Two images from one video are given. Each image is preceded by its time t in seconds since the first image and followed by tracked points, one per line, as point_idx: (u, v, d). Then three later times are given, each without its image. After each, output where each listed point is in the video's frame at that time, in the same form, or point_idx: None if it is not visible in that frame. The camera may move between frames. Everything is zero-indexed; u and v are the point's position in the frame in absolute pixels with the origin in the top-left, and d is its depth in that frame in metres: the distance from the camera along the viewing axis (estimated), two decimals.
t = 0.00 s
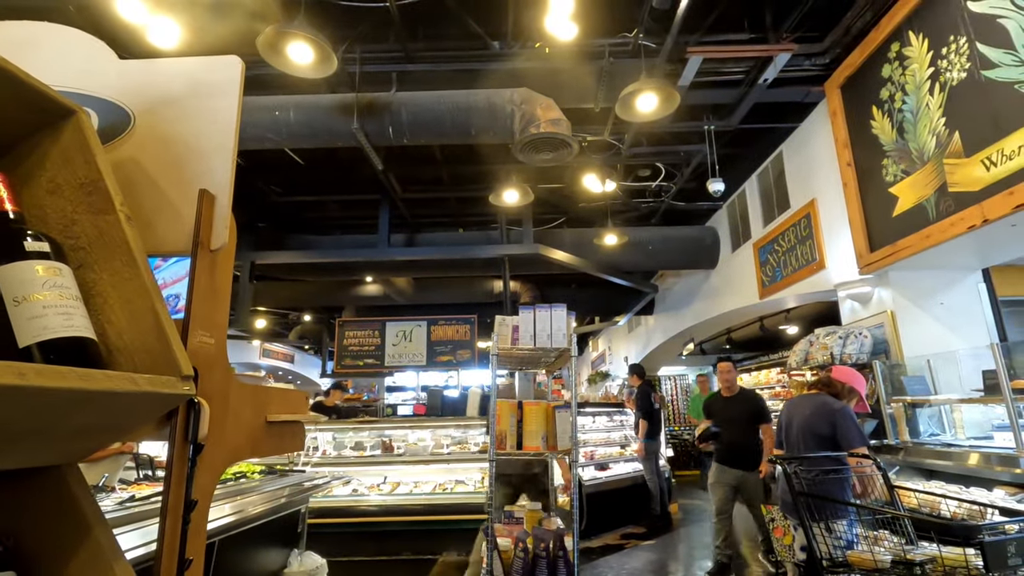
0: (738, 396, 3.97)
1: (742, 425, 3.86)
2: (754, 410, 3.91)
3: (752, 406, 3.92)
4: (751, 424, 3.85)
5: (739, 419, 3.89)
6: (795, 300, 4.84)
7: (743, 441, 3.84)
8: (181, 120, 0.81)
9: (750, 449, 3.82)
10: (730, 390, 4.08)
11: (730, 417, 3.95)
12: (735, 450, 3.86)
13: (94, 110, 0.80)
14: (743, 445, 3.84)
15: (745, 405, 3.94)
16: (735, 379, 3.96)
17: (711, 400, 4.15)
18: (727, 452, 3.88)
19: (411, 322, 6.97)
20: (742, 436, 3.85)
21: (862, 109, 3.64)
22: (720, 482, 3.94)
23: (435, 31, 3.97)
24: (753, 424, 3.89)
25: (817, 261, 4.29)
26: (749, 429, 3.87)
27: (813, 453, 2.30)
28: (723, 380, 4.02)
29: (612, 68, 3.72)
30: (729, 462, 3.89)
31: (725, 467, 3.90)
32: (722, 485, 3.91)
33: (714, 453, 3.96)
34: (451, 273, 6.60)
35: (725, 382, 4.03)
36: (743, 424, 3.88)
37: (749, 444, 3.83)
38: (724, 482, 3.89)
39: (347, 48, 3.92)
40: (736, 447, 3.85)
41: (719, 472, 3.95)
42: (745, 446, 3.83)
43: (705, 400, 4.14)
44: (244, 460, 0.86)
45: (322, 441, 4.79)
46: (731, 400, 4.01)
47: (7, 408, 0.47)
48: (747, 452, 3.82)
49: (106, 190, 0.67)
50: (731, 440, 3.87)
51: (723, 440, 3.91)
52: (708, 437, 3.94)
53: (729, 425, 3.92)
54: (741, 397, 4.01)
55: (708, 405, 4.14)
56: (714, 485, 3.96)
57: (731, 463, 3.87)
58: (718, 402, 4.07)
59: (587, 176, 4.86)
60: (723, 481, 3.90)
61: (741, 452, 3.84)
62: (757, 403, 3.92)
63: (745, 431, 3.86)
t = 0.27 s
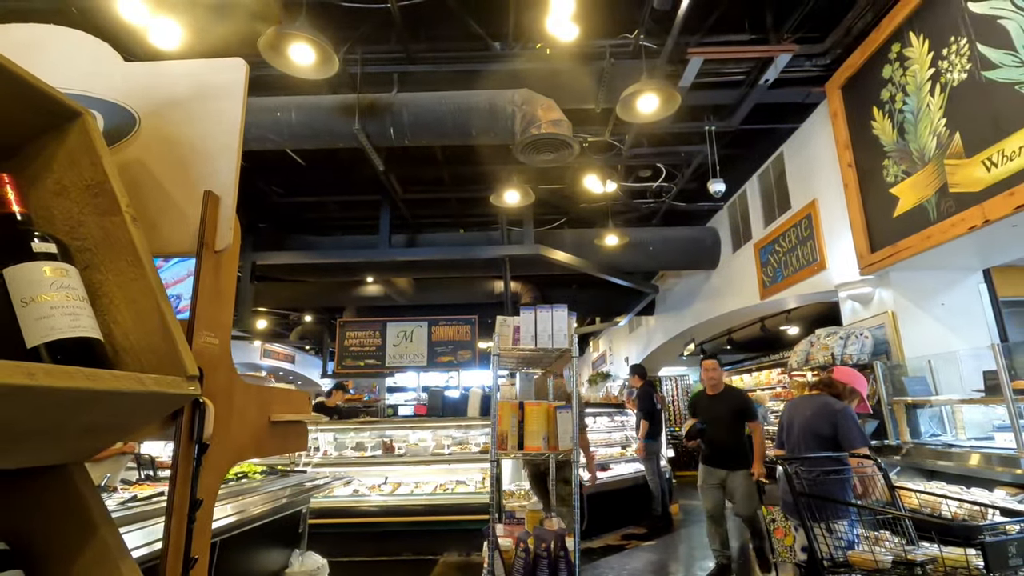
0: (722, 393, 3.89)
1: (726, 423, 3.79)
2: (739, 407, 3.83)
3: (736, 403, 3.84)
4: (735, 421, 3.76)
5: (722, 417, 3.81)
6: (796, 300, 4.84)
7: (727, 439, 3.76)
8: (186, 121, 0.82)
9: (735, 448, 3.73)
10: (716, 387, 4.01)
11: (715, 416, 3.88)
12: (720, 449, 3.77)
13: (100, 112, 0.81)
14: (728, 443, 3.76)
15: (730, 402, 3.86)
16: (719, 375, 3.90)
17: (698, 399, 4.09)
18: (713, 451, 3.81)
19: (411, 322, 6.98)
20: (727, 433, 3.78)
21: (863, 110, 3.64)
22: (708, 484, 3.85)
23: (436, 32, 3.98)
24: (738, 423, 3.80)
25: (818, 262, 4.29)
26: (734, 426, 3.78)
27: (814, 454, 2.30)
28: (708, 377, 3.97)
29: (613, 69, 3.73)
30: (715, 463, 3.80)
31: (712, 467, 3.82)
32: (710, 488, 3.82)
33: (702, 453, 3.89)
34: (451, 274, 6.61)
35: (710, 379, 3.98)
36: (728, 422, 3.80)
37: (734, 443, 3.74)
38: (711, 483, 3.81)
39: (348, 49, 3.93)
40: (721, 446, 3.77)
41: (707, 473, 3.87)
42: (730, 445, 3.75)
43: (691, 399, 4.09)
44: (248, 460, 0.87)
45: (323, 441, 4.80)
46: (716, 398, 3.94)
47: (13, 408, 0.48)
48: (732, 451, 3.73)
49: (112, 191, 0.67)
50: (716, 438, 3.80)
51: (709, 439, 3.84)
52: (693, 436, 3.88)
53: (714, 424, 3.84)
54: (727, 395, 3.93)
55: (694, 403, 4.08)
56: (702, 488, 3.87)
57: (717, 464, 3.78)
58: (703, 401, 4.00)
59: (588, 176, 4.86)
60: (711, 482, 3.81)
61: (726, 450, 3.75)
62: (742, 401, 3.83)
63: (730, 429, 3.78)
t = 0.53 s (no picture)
0: (714, 393, 3.72)
1: (718, 424, 3.61)
2: (732, 408, 3.65)
3: (729, 403, 3.67)
4: (728, 422, 3.59)
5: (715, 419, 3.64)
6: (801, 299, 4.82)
7: (720, 441, 3.59)
8: (194, 123, 0.83)
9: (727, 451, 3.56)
10: (708, 387, 3.83)
11: (707, 416, 3.71)
12: (712, 452, 3.60)
13: (110, 114, 0.81)
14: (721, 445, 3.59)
15: (722, 402, 3.68)
16: (711, 374, 3.72)
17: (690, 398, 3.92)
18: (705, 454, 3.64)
19: (416, 322, 6.99)
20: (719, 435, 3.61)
21: (868, 108, 3.62)
22: (703, 488, 3.69)
23: (440, 33, 3.99)
24: (731, 424, 3.63)
25: (823, 261, 4.28)
26: (727, 427, 3.61)
27: (820, 454, 2.29)
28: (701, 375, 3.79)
29: (616, 68, 3.72)
30: (708, 466, 3.63)
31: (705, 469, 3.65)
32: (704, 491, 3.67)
33: (695, 456, 3.73)
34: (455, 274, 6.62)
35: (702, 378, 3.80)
36: (721, 423, 3.63)
37: (727, 445, 3.57)
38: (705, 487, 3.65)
39: (352, 50, 3.94)
40: (714, 448, 3.60)
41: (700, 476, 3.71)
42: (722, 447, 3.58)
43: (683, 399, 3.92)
44: (256, 458, 0.88)
45: (327, 441, 4.81)
46: (708, 398, 3.76)
47: (25, 406, 0.48)
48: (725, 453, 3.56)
49: (121, 192, 0.68)
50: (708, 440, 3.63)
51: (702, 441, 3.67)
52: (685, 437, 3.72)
53: (706, 425, 3.67)
54: (719, 394, 3.75)
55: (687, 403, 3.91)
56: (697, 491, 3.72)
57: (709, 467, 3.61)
58: (695, 401, 3.83)
59: (592, 176, 4.86)
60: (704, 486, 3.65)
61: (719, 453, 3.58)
62: (735, 401, 3.65)
63: (723, 430, 3.61)
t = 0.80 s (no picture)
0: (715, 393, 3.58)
1: (720, 426, 3.48)
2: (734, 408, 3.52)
3: (731, 404, 3.54)
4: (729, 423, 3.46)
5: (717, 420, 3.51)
6: (809, 298, 4.80)
7: (721, 443, 3.47)
8: (205, 125, 0.83)
9: (729, 453, 3.44)
10: (707, 387, 3.69)
11: (706, 417, 3.57)
12: (713, 454, 3.48)
13: (122, 118, 0.82)
14: (722, 447, 3.46)
15: (724, 403, 3.55)
16: (712, 373, 3.57)
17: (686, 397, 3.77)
18: (706, 456, 3.51)
19: (422, 321, 7.01)
20: (721, 436, 3.48)
21: (876, 105, 3.60)
22: (699, 490, 3.58)
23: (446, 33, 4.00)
24: (732, 425, 3.50)
25: (831, 259, 4.26)
26: (728, 428, 3.49)
27: (827, 453, 2.28)
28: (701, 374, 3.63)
29: (622, 67, 3.72)
30: (708, 468, 3.52)
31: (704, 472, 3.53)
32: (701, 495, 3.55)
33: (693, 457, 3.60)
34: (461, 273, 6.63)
35: (702, 377, 3.64)
36: (721, 424, 3.50)
37: (728, 448, 3.46)
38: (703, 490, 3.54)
39: (358, 50, 3.96)
40: (714, 450, 3.48)
41: (697, 478, 3.58)
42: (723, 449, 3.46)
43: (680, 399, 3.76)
44: (266, 458, 0.88)
45: (335, 440, 4.83)
46: (708, 398, 3.62)
47: (42, 406, 0.49)
48: (726, 455, 3.45)
49: (134, 195, 0.69)
50: (709, 442, 3.50)
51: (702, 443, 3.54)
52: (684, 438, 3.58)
53: (707, 426, 3.54)
54: (720, 394, 3.62)
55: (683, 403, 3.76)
56: (694, 494, 3.60)
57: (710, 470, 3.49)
58: (694, 401, 3.69)
59: (598, 175, 4.85)
60: (703, 488, 3.54)
61: (720, 455, 3.46)
62: (737, 401, 3.53)
63: (724, 432, 3.49)
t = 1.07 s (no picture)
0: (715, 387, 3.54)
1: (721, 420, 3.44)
2: (736, 404, 3.48)
3: (731, 399, 3.49)
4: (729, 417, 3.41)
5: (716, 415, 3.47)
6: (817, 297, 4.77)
7: (722, 438, 3.41)
8: (214, 128, 0.84)
9: (729, 450, 3.37)
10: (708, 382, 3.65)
11: (708, 413, 3.53)
12: (714, 450, 3.41)
13: (133, 121, 0.83)
14: (723, 444, 3.40)
15: (723, 398, 3.51)
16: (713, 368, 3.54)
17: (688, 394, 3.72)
18: (706, 452, 3.44)
19: (428, 321, 7.02)
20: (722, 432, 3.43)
21: (885, 102, 3.57)
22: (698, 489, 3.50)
23: (452, 32, 4.00)
24: (733, 421, 3.45)
25: (839, 258, 4.24)
26: (729, 424, 3.43)
27: (836, 453, 2.27)
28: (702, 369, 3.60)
29: (628, 66, 3.70)
30: (707, 465, 3.45)
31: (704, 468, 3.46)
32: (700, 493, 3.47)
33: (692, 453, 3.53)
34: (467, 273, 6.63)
35: (702, 372, 3.59)
36: (722, 420, 3.46)
37: (727, 444, 3.39)
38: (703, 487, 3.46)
39: (364, 50, 3.97)
40: (714, 446, 3.42)
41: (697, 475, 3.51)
42: (723, 446, 3.39)
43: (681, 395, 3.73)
44: (275, 458, 0.89)
45: (342, 439, 4.85)
46: (709, 393, 3.58)
47: (56, 408, 0.50)
48: (727, 452, 3.38)
49: (146, 198, 0.70)
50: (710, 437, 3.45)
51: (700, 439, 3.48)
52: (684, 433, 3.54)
53: (707, 421, 3.50)
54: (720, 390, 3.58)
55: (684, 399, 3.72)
56: (692, 492, 3.52)
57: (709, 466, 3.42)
58: (695, 397, 3.65)
59: (604, 174, 4.84)
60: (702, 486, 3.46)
61: (721, 451, 3.40)
62: (739, 396, 3.49)
63: (725, 427, 3.44)
